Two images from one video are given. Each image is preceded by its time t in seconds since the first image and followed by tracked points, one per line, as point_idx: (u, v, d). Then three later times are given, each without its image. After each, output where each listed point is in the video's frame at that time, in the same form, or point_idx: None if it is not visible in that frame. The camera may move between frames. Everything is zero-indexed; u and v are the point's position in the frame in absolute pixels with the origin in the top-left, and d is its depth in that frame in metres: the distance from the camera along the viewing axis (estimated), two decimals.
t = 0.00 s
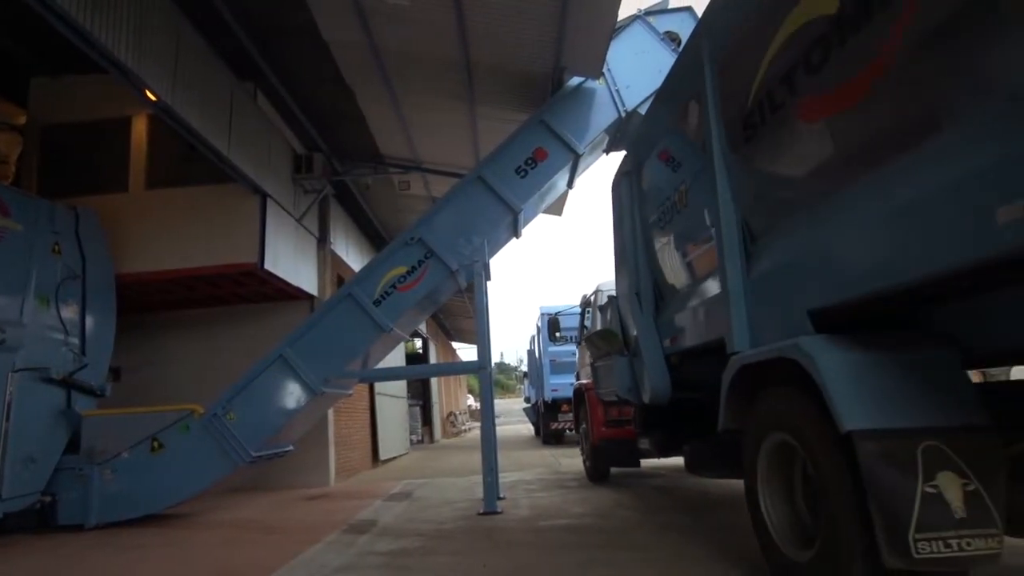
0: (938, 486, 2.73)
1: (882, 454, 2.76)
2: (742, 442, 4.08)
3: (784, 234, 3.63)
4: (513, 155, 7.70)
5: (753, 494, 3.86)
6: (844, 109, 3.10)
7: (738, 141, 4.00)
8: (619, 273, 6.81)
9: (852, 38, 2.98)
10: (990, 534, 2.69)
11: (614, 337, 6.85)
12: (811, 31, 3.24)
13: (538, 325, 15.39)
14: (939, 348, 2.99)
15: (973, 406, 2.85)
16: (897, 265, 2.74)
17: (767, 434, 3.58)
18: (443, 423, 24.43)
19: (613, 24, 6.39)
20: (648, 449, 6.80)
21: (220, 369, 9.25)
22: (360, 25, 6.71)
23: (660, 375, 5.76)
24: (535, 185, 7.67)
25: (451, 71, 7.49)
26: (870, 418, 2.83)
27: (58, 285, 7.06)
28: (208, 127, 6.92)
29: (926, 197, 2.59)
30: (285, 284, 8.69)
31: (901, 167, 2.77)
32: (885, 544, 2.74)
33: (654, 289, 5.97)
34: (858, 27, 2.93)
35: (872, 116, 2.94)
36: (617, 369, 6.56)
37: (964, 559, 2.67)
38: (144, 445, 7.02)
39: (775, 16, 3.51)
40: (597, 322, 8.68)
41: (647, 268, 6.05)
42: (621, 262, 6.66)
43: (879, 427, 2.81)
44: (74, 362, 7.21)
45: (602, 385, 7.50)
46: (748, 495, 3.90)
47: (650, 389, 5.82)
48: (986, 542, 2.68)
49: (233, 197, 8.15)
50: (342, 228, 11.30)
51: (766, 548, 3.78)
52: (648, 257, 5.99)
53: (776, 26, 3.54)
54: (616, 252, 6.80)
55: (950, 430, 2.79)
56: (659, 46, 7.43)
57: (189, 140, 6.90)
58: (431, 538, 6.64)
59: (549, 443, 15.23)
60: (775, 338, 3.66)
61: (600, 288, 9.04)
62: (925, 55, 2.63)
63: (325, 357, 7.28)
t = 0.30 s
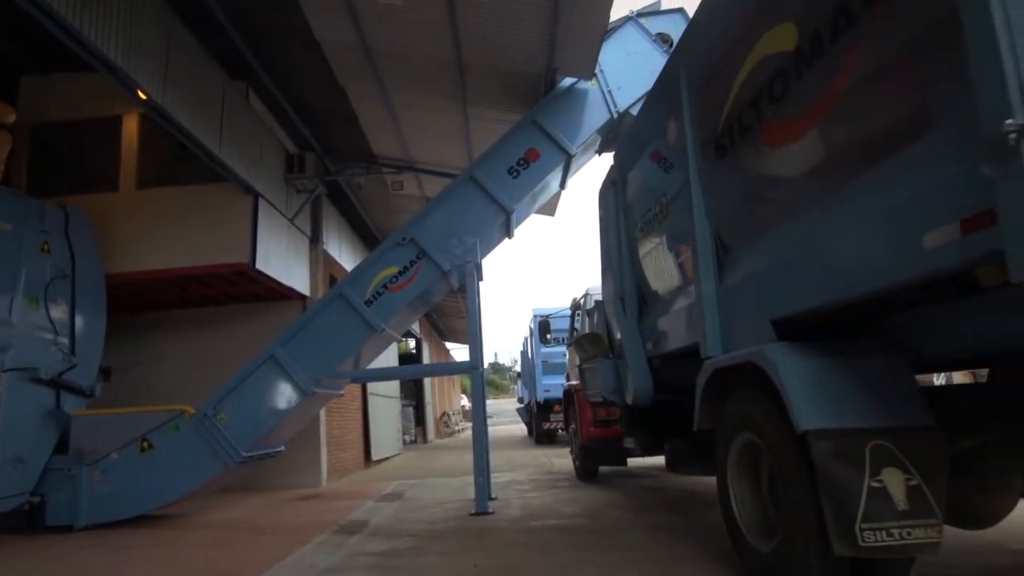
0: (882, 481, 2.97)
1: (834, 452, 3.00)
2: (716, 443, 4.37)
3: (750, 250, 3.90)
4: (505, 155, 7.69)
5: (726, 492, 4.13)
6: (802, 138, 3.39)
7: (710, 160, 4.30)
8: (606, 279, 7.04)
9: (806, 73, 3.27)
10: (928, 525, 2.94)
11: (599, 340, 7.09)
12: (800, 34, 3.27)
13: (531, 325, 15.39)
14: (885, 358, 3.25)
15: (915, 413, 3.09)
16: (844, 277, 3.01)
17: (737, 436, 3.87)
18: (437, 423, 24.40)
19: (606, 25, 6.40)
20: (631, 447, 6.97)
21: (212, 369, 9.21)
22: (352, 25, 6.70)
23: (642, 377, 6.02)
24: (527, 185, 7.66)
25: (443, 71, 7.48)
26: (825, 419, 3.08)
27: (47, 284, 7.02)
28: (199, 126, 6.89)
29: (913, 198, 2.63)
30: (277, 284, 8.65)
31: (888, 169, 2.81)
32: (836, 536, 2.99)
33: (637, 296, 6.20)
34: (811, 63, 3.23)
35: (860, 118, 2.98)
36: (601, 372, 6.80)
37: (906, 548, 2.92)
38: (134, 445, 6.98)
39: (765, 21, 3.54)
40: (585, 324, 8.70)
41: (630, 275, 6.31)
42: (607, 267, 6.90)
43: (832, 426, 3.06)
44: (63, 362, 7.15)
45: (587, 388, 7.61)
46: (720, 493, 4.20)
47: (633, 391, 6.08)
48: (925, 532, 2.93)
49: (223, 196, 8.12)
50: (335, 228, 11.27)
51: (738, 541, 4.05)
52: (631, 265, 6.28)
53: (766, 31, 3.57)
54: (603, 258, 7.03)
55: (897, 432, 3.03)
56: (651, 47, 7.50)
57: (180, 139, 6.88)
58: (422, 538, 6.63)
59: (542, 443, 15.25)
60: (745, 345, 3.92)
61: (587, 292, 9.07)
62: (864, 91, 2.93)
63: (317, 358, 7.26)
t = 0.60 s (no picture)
0: (837, 475, 3.17)
1: (792, 448, 3.19)
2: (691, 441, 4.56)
3: (722, 261, 4.10)
4: (498, 155, 7.68)
5: (701, 487, 4.34)
6: (769, 156, 3.59)
7: (687, 173, 4.48)
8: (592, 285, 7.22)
9: (768, 99, 3.52)
10: (878, 516, 3.15)
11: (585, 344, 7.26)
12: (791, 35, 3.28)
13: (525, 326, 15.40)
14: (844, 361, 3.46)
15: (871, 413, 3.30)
16: (804, 288, 3.23)
17: (710, 434, 4.07)
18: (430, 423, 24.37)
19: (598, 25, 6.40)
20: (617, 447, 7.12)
21: (203, 368, 9.18)
22: (345, 25, 6.68)
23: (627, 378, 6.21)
24: (520, 186, 7.65)
25: (436, 71, 7.48)
26: (789, 420, 3.27)
27: (37, 284, 6.97)
28: (191, 125, 6.86)
29: (896, 202, 2.68)
30: (269, 284, 8.62)
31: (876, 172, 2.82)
32: (793, 526, 3.18)
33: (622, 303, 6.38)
34: (772, 90, 3.47)
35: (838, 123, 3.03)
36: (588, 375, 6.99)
37: (857, 537, 3.13)
38: (124, 446, 6.94)
39: (754, 24, 3.56)
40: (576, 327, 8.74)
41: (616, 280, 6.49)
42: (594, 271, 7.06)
43: (793, 426, 3.25)
44: (52, 362, 7.11)
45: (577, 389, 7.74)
46: (694, 487, 4.40)
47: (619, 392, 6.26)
48: (875, 522, 3.14)
49: (215, 196, 8.09)
50: (327, 228, 11.25)
51: (711, 536, 4.25)
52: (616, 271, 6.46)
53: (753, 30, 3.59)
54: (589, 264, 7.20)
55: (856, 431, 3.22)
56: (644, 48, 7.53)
57: (172, 139, 6.85)
58: (412, 539, 6.61)
59: (535, 444, 15.26)
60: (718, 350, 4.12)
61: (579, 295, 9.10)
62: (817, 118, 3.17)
63: (309, 358, 7.23)
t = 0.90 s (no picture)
0: (799, 472, 3.56)
1: (757, 446, 3.58)
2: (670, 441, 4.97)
3: (709, 268, 4.26)
4: (492, 155, 7.68)
5: (679, 487, 4.73)
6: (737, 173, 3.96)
7: (682, 171, 4.61)
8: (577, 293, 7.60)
9: (736, 125, 3.92)
10: (836, 509, 3.55)
11: (573, 347, 7.48)
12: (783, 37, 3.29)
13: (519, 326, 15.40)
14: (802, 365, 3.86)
15: (827, 414, 3.70)
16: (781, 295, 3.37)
17: (688, 435, 4.47)
18: (424, 423, 24.32)
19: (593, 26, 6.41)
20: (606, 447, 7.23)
21: (196, 368, 9.15)
22: (339, 24, 6.67)
23: (611, 378, 6.51)
24: (513, 187, 7.66)
25: (430, 72, 7.48)
26: (755, 419, 3.66)
27: (27, 283, 6.93)
28: (183, 125, 6.83)
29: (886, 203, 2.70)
30: (261, 284, 8.59)
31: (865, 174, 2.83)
32: (759, 518, 3.57)
33: (608, 309, 6.65)
34: (741, 116, 3.87)
35: (819, 134, 3.17)
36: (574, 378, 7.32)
37: (816, 528, 3.52)
38: (115, 446, 6.91)
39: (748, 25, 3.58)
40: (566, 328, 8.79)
41: (600, 288, 6.82)
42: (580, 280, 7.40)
43: (758, 425, 3.64)
44: (44, 362, 7.08)
45: (566, 391, 7.92)
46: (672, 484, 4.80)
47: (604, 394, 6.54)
48: (833, 515, 3.53)
49: (208, 195, 8.07)
50: (321, 228, 11.23)
51: (688, 531, 4.65)
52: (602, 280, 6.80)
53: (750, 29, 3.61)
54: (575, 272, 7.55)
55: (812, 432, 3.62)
56: (636, 50, 7.59)
57: (165, 138, 6.83)
58: (404, 539, 6.61)
59: (528, 444, 15.26)
60: (696, 353, 4.47)
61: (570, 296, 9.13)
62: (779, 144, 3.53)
63: (302, 357, 7.22)
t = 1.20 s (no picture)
0: (769, 467, 3.87)
1: (729, 443, 3.89)
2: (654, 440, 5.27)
3: (704, 265, 4.32)
4: (487, 155, 7.67)
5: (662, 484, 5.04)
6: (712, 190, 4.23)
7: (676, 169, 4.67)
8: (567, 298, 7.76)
9: (710, 144, 4.20)
10: (803, 502, 3.85)
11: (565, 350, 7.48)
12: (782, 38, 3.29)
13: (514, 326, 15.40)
14: (774, 369, 4.22)
15: (793, 415, 4.02)
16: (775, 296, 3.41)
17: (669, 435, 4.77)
18: (420, 423, 24.24)
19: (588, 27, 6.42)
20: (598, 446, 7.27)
21: (190, 368, 9.13)
22: (334, 24, 6.67)
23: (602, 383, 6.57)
24: (508, 187, 7.64)
25: (424, 72, 7.48)
26: (727, 419, 3.96)
27: (20, 283, 6.89)
28: (176, 125, 6.81)
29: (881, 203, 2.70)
30: (255, 284, 8.58)
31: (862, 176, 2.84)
32: (732, 511, 3.88)
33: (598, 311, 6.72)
34: (716, 136, 4.13)
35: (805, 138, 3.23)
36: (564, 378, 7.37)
37: (785, 519, 3.83)
38: (108, 446, 6.88)
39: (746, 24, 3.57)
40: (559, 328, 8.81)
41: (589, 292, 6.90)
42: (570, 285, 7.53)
43: (729, 425, 3.95)
44: (36, 363, 7.05)
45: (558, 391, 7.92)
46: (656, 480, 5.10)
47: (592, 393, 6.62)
48: (800, 508, 3.84)
49: (202, 194, 8.04)
50: (316, 228, 11.22)
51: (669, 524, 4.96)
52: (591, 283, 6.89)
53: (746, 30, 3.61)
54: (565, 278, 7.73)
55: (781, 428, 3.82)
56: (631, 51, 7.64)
57: (158, 137, 6.81)
58: (398, 539, 6.61)
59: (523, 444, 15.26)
60: (676, 355, 4.71)
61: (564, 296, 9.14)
62: (744, 164, 3.82)
63: (296, 358, 7.21)
